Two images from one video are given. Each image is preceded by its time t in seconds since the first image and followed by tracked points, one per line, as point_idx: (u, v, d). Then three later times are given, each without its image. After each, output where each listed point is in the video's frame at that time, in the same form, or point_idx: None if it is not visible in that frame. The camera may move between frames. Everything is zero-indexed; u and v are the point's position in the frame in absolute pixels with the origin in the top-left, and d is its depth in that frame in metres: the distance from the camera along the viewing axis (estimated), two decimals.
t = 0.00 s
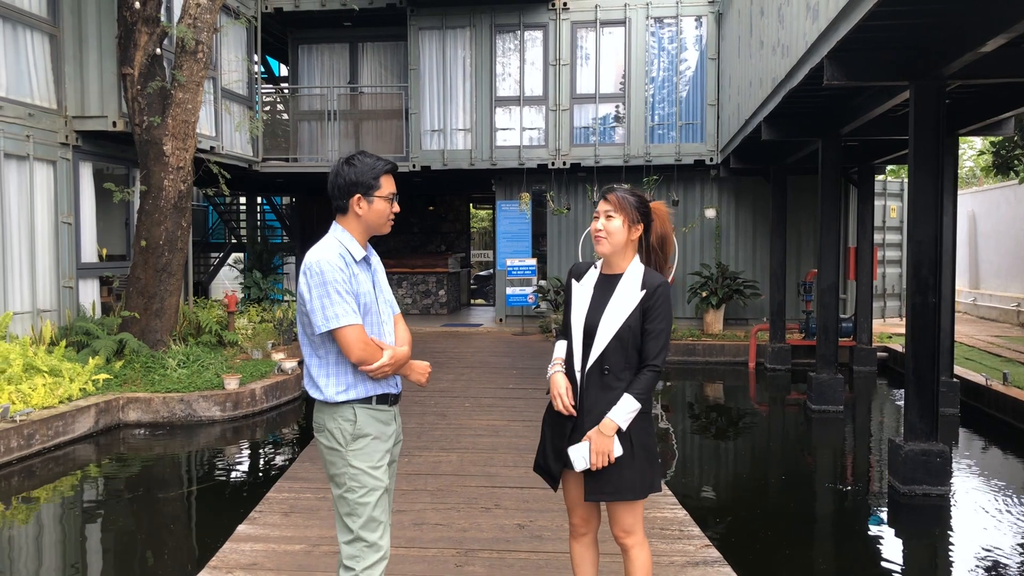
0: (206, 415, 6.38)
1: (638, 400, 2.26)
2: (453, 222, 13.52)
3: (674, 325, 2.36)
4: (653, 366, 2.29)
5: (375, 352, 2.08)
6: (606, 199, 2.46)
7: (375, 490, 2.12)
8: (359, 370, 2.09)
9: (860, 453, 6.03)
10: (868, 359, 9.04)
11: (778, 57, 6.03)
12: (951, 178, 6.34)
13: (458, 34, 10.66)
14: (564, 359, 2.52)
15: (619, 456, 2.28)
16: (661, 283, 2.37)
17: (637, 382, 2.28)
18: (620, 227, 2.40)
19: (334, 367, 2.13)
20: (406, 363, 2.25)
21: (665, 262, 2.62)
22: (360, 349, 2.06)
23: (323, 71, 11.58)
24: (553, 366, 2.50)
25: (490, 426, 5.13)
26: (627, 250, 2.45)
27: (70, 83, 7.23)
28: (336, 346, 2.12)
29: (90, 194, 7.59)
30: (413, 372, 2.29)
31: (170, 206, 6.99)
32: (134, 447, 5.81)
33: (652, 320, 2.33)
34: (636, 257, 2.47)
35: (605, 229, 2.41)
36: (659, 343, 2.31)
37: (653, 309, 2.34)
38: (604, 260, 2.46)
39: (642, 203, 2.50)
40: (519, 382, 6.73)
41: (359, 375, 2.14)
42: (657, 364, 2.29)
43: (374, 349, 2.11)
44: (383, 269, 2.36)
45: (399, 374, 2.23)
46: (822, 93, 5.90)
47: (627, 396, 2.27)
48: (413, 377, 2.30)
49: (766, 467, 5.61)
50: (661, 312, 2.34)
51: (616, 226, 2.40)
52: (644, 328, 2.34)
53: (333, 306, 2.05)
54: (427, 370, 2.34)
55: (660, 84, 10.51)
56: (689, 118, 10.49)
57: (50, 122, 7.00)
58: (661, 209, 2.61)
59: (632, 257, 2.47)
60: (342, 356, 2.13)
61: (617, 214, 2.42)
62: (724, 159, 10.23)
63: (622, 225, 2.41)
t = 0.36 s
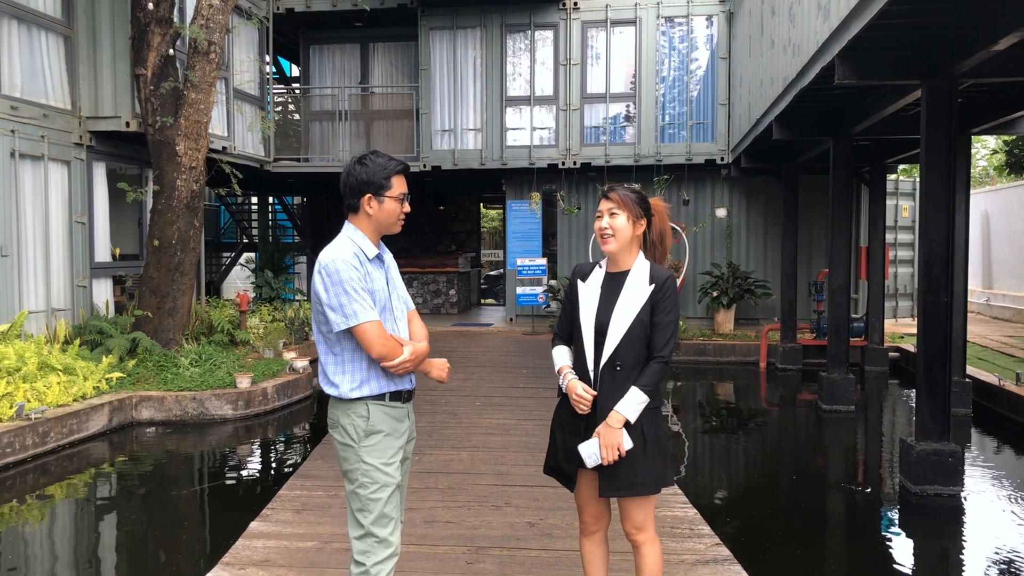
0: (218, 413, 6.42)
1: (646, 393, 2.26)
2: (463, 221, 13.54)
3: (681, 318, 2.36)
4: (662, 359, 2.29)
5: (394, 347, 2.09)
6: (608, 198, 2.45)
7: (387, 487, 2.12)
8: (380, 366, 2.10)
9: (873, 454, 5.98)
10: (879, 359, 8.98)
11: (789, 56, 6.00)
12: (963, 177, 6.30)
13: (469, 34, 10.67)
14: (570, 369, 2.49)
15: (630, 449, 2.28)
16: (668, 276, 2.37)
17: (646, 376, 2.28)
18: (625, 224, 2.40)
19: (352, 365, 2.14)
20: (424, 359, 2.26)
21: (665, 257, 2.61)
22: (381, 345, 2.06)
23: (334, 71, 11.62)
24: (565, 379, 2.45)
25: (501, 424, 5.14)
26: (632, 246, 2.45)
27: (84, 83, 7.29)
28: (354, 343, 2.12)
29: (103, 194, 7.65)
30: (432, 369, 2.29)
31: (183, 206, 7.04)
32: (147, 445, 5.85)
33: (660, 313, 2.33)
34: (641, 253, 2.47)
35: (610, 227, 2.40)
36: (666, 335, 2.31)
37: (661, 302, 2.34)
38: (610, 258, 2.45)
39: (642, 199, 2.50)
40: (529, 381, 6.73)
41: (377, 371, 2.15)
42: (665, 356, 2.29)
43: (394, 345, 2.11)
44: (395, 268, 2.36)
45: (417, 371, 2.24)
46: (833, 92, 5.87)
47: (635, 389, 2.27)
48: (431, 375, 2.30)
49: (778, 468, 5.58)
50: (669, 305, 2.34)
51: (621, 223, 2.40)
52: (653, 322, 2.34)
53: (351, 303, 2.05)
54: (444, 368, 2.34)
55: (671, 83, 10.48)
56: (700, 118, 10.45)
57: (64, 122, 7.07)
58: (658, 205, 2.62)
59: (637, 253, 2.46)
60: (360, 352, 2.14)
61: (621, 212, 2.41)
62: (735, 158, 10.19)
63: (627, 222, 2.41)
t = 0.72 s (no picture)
0: (229, 412, 6.45)
1: (641, 387, 2.25)
2: (473, 221, 13.54)
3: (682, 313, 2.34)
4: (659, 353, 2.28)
5: (404, 350, 2.09)
6: (610, 198, 2.43)
7: (403, 487, 2.12)
8: (390, 368, 2.10)
9: (886, 455, 5.93)
10: (891, 359, 8.91)
11: (800, 55, 5.96)
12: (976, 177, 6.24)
13: (479, 34, 10.67)
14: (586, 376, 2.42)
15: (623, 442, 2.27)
16: (671, 272, 2.36)
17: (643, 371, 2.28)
18: (630, 224, 2.40)
19: (364, 366, 2.14)
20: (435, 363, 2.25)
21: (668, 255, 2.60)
22: (389, 347, 2.07)
23: (345, 71, 11.64)
24: (582, 384, 2.38)
25: (511, 424, 5.13)
26: (638, 246, 2.44)
27: (98, 84, 7.34)
28: (366, 345, 2.12)
29: (116, 194, 7.70)
30: (445, 374, 2.28)
31: (195, 206, 7.07)
32: (159, 444, 5.88)
33: (661, 309, 2.33)
34: (646, 252, 2.46)
35: (615, 228, 2.39)
36: (665, 329, 2.31)
37: (663, 298, 2.34)
38: (615, 259, 2.44)
39: (644, 199, 2.48)
40: (539, 381, 6.72)
41: (389, 373, 2.15)
42: (663, 350, 2.28)
43: (404, 348, 2.11)
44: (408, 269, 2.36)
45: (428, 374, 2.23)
46: (845, 91, 5.83)
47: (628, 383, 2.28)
48: (444, 380, 2.29)
49: (790, 469, 5.54)
50: (670, 301, 2.33)
51: (625, 223, 2.39)
52: (654, 317, 2.33)
53: (362, 305, 2.06)
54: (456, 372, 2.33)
55: (682, 83, 10.44)
56: (711, 117, 10.41)
57: (78, 123, 7.12)
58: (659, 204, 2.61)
59: (642, 252, 2.45)
60: (372, 354, 2.14)
61: (625, 212, 2.40)
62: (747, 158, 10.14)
63: (631, 222, 2.40)
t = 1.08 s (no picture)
0: (237, 412, 6.47)
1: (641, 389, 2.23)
2: (481, 221, 13.55)
3: (686, 314, 2.31)
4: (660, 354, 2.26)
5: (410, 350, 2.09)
6: (615, 201, 2.42)
7: (409, 487, 2.12)
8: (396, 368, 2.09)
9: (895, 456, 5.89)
10: (900, 360, 8.86)
11: (808, 55, 5.93)
12: (985, 177, 6.20)
13: (487, 34, 10.67)
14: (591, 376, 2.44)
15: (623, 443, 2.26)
16: (674, 273, 2.34)
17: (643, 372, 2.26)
18: (634, 226, 2.38)
19: (371, 366, 2.14)
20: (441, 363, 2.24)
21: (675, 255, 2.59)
22: (396, 347, 2.06)
23: (353, 71, 11.66)
24: (583, 384, 2.41)
25: (518, 424, 5.12)
26: (643, 247, 2.42)
27: (107, 85, 7.38)
28: (373, 345, 2.12)
29: (124, 194, 7.74)
30: (452, 374, 2.28)
31: (203, 206, 7.09)
32: (167, 443, 5.90)
33: (664, 309, 2.30)
34: (652, 252, 2.44)
35: (619, 231, 2.39)
36: (667, 331, 2.28)
37: (665, 299, 2.31)
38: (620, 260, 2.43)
39: (650, 199, 2.45)
40: (546, 381, 6.71)
41: (396, 373, 2.14)
42: (664, 352, 2.26)
43: (410, 348, 2.11)
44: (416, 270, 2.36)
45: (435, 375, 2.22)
46: (853, 91, 5.80)
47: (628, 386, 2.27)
48: (452, 381, 2.28)
49: (797, 470, 5.51)
50: (673, 302, 2.31)
51: (630, 226, 2.38)
52: (656, 318, 2.31)
53: (368, 304, 2.05)
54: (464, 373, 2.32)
55: (689, 82, 10.42)
56: (719, 116, 10.38)
57: (86, 123, 7.15)
58: (666, 203, 2.59)
59: (648, 253, 2.43)
60: (379, 354, 2.14)
61: (629, 214, 2.39)
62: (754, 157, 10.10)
63: (635, 225, 2.39)
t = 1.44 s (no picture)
0: (241, 414, 6.48)
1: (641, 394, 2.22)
2: (485, 223, 13.55)
3: (689, 318, 2.29)
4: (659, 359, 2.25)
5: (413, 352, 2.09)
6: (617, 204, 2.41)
7: (412, 489, 2.12)
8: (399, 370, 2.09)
9: (899, 458, 5.86)
10: (905, 362, 8.87)
11: (813, 57, 5.91)
12: (990, 179, 6.18)
13: (491, 35, 10.67)
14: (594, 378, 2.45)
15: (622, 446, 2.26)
16: (676, 276, 2.32)
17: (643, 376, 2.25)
18: (637, 230, 2.38)
19: (374, 368, 2.14)
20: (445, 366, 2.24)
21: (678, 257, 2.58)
22: (398, 349, 2.06)
23: (357, 73, 11.68)
24: (585, 385, 2.42)
25: (521, 426, 5.12)
26: (646, 250, 2.42)
27: (112, 87, 7.40)
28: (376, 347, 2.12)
29: (129, 196, 7.76)
30: (456, 377, 2.27)
31: (207, 208, 7.11)
32: (171, 445, 5.91)
33: (665, 313, 2.29)
34: (656, 255, 2.44)
35: (622, 234, 2.38)
36: (668, 334, 2.27)
37: (667, 302, 2.29)
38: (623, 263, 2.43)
39: (652, 201, 2.45)
40: (550, 383, 6.71)
41: (399, 376, 2.14)
42: (664, 356, 2.25)
43: (413, 351, 2.11)
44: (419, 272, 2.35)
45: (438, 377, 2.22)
46: (858, 92, 5.79)
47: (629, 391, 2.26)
48: (455, 384, 2.27)
49: (801, 472, 5.50)
50: (675, 305, 2.29)
51: (633, 229, 2.37)
52: (657, 322, 2.30)
53: (371, 307, 2.05)
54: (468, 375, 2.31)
55: (694, 83, 10.40)
56: (723, 118, 10.37)
57: (91, 125, 7.17)
58: (669, 204, 2.59)
59: (652, 256, 2.43)
60: (382, 356, 2.14)
61: (632, 218, 2.38)
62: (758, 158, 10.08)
63: (639, 228, 2.38)
